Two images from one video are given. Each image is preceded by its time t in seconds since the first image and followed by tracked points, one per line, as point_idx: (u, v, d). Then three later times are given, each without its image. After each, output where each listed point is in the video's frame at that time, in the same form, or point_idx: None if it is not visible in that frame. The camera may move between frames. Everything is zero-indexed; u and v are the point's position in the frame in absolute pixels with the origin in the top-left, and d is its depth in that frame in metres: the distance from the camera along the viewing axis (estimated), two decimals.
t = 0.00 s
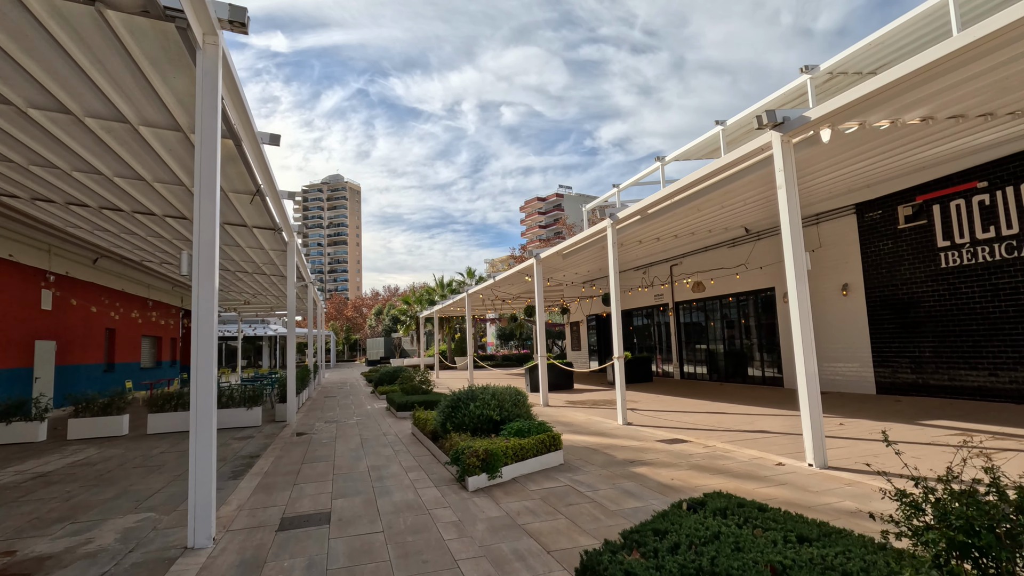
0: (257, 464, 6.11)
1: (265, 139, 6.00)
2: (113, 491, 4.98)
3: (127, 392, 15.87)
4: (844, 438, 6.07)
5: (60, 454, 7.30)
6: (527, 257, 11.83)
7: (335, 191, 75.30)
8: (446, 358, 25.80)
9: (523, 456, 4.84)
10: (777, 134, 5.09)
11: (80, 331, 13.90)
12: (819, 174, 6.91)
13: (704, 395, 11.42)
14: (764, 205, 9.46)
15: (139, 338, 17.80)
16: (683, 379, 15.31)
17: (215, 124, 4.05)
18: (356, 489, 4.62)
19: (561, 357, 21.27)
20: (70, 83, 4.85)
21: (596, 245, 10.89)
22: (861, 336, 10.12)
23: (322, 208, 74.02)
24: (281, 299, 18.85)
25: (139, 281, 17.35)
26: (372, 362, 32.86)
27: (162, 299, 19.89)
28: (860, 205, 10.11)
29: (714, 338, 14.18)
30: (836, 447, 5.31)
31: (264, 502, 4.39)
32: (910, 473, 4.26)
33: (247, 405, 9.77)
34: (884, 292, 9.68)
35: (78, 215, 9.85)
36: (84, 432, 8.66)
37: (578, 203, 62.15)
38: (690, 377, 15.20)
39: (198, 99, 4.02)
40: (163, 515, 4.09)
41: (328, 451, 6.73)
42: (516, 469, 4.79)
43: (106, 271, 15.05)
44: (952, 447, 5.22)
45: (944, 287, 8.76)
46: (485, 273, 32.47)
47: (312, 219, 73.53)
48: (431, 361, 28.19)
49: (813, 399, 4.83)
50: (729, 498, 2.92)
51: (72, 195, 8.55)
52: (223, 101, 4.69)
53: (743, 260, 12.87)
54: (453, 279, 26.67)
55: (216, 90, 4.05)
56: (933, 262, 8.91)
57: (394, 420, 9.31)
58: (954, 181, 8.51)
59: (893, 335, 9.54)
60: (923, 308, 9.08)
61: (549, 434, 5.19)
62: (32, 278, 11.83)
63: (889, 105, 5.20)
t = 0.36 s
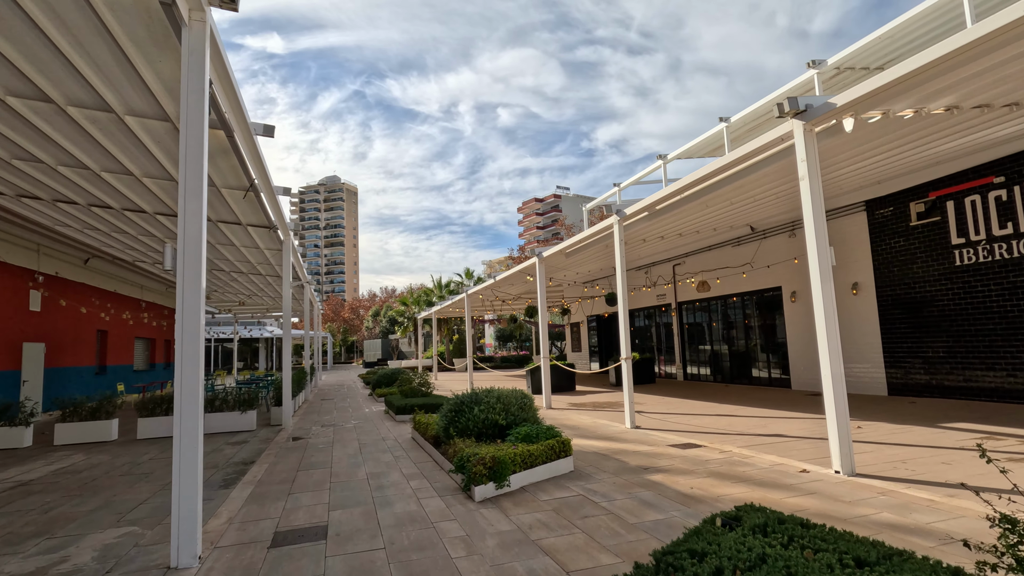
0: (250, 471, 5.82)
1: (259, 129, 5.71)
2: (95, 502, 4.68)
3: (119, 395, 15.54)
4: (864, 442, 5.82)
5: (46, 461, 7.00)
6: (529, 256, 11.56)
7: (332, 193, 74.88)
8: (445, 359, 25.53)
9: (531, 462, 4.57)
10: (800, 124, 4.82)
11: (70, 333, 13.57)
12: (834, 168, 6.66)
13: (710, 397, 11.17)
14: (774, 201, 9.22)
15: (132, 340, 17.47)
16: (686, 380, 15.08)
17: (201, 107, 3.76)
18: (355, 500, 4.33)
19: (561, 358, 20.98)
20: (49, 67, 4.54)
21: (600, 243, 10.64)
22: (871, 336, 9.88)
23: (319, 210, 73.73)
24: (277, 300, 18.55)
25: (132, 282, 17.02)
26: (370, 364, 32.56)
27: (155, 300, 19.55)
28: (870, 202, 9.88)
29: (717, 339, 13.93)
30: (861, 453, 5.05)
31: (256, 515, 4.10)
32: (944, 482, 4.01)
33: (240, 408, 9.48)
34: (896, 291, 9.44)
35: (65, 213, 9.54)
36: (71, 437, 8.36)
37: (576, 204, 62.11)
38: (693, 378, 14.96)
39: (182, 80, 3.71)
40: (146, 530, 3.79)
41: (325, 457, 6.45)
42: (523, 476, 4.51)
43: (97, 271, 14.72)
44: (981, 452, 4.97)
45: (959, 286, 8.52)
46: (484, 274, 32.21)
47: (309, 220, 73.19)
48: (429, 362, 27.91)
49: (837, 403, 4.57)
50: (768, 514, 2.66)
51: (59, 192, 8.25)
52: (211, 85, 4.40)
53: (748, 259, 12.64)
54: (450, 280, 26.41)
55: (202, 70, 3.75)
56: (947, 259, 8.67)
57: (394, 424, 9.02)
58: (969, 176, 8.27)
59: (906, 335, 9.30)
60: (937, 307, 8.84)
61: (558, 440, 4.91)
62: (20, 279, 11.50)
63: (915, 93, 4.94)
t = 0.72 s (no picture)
0: (234, 480, 5.44)
1: (244, 114, 5.33)
2: (61, 517, 4.30)
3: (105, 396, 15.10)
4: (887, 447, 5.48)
5: (18, 467, 6.60)
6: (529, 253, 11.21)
7: (327, 191, 74.29)
8: (441, 358, 25.14)
9: (536, 474, 4.22)
10: (825, 108, 4.48)
11: (53, 332, 13.12)
12: (851, 159, 6.35)
13: (715, 398, 10.85)
14: (783, 196, 8.90)
15: (120, 340, 17.02)
16: (687, 380, 14.76)
17: (171, 79, 3.37)
18: (344, 514, 3.97)
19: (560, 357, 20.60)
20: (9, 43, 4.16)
21: (603, 240, 10.30)
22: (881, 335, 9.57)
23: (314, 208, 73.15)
24: (269, 298, 18.13)
25: (119, 280, 16.57)
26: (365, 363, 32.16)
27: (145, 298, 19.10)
28: (881, 197, 9.57)
29: (720, 338, 13.61)
30: (888, 461, 4.72)
31: (236, 533, 3.73)
32: (988, 495, 3.68)
33: (227, 410, 9.09)
34: (908, 288, 9.15)
35: (43, 206, 9.11)
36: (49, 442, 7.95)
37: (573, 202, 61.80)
38: (695, 378, 14.65)
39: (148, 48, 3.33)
40: (111, 552, 3.41)
41: (316, 463, 6.08)
42: (526, 488, 4.16)
43: (83, 268, 14.28)
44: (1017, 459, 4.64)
45: (975, 283, 8.21)
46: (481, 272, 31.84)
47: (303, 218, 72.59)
48: (425, 361, 27.53)
49: (867, 408, 4.22)
50: (816, 542, 2.29)
51: (35, 183, 7.84)
52: (185, 61, 4.00)
53: (753, 256, 12.33)
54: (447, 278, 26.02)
55: (172, 38, 3.36)
56: (962, 256, 8.37)
57: (388, 427, 8.64)
58: (987, 169, 7.95)
59: (919, 334, 9.00)
60: (952, 306, 8.54)
61: (565, 448, 4.57)
62: None
63: (948, 76, 4.60)
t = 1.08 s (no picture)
0: (227, 486, 5.12)
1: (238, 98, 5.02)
2: (38, 528, 3.97)
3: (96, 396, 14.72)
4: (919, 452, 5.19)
5: None
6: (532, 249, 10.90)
7: (323, 189, 73.81)
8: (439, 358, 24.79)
9: (554, 481, 3.92)
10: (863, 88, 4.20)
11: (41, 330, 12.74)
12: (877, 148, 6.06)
13: (724, 398, 10.56)
14: (795, 190, 8.64)
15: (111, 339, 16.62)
16: (692, 380, 14.47)
17: (154, 47, 3.05)
18: (345, 525, 3.66)
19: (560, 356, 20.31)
20: None
21: (610, 235, 10.00)
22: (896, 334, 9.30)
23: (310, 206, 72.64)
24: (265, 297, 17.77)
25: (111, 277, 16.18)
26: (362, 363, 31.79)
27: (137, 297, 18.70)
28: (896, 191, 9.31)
29: (725, 337, 13.32)
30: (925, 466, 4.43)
31: (227, 547, 3.42)
32: None
33: (220, 411, 8.75)
34: (924, 285, 8.88)
35: (28, 198, 8.75)
36: (33, 444, 7.60)
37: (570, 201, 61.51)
38: (699, 378, 14.36)
39: (127, 10, 3.00)
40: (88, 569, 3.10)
41: (313, 468, 5.76)
42: (544, 497, 3.86)
43: (72, 265, 13.90)
44: None
45: (995, 280, 7.94)
46: (479, 271, 31.51)
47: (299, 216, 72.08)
48: (423, 361, 27.20)
49: (909, 411, 3.91)
50: (895, 569, 1.97)
51: (19, 174, 7.48)
52: (170, 32, 3.67)
53: (761, 253, 12.07)
54: (445, 277, 25.67)
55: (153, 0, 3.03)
56: (982, 252, 8.09)
57: (388, 429, 8.32)
58: (1006, 163, 7.69)
59: (936, 332, 8.74)
60: (971, 303, 8.27)
61: (582, 453, 4.27)
62: None
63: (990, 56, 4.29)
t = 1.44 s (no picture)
0: (221, 496, 4.85)
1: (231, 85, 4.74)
2: (17, 545, 3.70)
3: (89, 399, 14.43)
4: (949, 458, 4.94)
5: None
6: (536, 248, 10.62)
7: (321, 189, 73.44)
8: (439, 359, 24.52)
9: (569, 493, 3.65)
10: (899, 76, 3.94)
11: (32, 331, 12.43)
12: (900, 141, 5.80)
13: (732, 400, 10.32)
14: (808, 186, 8.40)
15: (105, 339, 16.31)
16: (697, 381, 14.24)
17: (136, 22, 2.77)
18: (345, 543, 3.40)
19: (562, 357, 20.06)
20: None
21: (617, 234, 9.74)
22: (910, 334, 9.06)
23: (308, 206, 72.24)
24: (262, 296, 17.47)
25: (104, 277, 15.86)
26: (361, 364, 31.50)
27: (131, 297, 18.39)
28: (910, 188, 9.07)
29: (731, 337, 13.08)
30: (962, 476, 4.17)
31: (218, 568, 3.16)
32: None
33: (215, 415, 8.47)
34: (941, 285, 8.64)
35: (16, 195, 8.45)
36: (20, 450, 7.32)
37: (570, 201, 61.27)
38: (704, 379, 14.13)
39: None
40: None
41: (312, 476, 5.49)
42: (559, 510, 3.60)
43: (64, 265, 13.59)
44: None
45: (1016, 279, 7.70)
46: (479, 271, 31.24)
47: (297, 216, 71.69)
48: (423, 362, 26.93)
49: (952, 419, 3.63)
50: None
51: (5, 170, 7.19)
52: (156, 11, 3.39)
53: (769, 252, 11.83)
54: (445, 277, 25.40)
55: None
56: (1001, 250, 7.86)
57: (390, 433, 8.05)
58: None
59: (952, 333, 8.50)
60: (989, 303, 8.03)
61: (598, 463, 4.00)
62: None
63: None
